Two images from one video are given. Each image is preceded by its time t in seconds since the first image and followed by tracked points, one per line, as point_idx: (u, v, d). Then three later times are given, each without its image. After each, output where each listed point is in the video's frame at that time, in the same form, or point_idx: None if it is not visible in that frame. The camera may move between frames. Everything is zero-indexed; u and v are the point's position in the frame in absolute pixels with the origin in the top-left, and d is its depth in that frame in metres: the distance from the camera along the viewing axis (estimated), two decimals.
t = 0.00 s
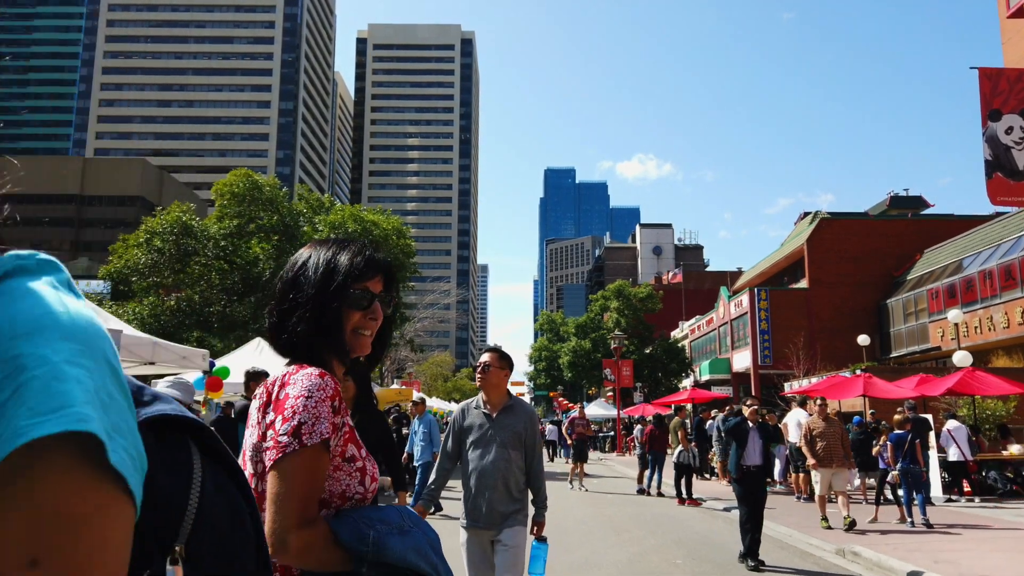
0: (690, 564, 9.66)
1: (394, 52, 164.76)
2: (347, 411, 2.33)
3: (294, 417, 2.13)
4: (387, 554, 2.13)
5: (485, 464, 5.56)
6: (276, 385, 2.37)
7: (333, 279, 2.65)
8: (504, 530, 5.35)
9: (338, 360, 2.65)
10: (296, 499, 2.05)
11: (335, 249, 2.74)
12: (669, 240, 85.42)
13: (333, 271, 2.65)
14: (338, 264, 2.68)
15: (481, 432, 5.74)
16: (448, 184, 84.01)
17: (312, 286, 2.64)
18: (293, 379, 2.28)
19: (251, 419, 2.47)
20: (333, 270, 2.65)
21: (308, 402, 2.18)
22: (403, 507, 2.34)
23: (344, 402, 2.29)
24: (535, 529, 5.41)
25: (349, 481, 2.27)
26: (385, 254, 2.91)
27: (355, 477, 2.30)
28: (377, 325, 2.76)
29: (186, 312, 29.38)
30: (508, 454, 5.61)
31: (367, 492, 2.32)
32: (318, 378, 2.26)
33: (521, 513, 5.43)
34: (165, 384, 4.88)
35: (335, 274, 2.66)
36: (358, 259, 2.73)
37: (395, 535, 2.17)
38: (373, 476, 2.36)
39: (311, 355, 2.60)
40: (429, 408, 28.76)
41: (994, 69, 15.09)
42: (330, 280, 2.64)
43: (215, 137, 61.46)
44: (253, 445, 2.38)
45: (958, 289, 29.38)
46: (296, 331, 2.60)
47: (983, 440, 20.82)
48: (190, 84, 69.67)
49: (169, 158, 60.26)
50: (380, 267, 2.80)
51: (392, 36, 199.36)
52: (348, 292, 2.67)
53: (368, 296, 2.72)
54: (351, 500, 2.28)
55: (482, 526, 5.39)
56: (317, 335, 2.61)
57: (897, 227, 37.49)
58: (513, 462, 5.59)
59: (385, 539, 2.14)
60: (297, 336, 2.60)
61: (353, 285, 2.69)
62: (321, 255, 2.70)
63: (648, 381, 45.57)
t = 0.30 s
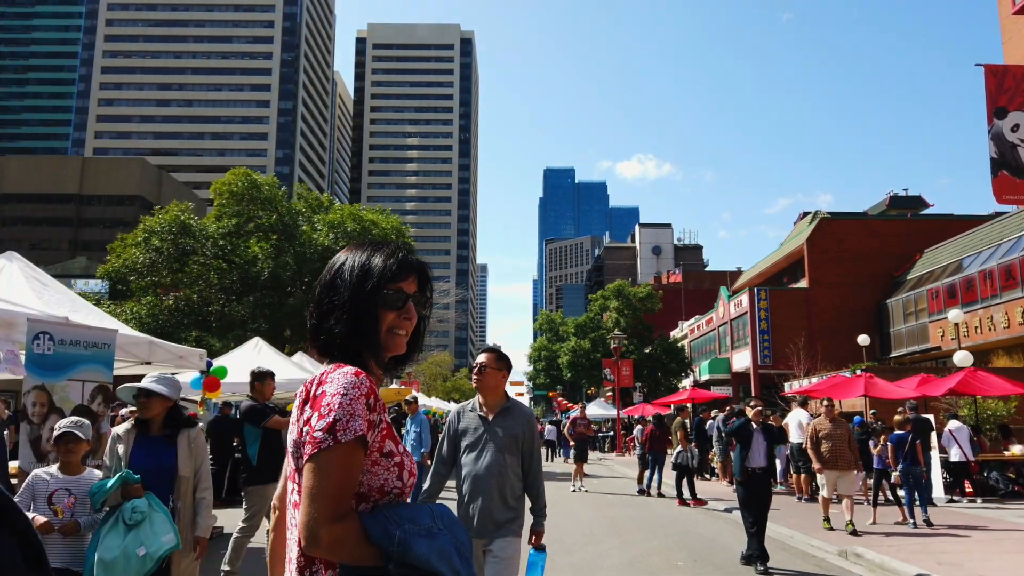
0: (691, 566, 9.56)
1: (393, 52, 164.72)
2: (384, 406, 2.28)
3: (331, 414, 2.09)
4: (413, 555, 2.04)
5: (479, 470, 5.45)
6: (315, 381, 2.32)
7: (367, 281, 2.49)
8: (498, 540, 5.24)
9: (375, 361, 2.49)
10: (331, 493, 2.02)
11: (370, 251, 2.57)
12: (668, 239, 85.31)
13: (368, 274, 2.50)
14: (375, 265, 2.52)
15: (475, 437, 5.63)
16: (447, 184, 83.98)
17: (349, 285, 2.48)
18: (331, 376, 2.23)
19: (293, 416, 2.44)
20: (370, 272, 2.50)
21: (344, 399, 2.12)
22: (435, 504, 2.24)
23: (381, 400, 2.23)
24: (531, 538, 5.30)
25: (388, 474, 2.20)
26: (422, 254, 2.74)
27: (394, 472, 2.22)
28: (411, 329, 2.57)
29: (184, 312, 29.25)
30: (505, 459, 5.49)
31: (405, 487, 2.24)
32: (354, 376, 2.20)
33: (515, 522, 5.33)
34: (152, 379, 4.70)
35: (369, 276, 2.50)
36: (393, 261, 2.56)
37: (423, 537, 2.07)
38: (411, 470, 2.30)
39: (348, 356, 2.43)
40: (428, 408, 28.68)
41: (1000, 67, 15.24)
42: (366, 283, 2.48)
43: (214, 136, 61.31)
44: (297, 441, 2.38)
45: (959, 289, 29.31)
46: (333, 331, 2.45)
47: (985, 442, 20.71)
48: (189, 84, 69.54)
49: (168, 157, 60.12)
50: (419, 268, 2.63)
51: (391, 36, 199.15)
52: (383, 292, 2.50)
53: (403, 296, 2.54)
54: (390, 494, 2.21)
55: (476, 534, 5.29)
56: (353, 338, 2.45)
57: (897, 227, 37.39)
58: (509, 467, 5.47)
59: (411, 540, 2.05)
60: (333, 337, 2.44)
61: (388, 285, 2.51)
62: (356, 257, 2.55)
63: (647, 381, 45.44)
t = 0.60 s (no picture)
0: (693, 567, 9.44)
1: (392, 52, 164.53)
2: (408, 401, 2.25)
3: (356, 408, 2.06)
4: (438, 547, 2.03)
5: (472, 470, 5.35)
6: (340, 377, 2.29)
7: (393, 278, 2.45)
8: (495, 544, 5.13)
9: (402, 354, 2.44)
10: (356, 489, 1.99)
11: (393, 248, 2.53)
12: (668, 239, 85.32)
13: (395, 270, 2.46)
14: (400, 262, 2.49)
15: (467, 437, 5.54)
16: (447, 183, 83.75)
17: (375, 284, 2.44)
18: (355, 370, 2.20)
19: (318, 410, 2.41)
20: (395, 269, 2.46)
21: (370, 393, 2.09)
22: (458, 500, 2.23)
23: (405, 394, 2.20)
24: (528, 544, 5.19)
25: (412, 470, 2.16)
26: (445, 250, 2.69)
27: (417, 468, 2.18)
28: (437, 324, 2.52)
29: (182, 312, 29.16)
30: (500, 458, 5.39)
31: (429, 483, 2.20)
32: (379, 371, 2.17)
33: (513, 525, 5.22)
34: (139, 374, 4.60)
35: (395, 272, 2.46)
36: (416, 256, 2.51)
37: (447, 530, 2.07)
38: (436, 465, 2.25)
39: (374, 353, 2.40)
40: (426, 408, 28.55)
41: (1004, 64, 15.66)
42: (392, 280, 2.44)
43: (213, 135, 61.25)
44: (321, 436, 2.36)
45: (959, 289, 29.22)
46: (359, 327, 2.41)
47: (985, 442, 20.62)
48: (188, 83, 69.49)
49: (166, 156, 60.03)
50: (443, 264, 2.57)
51: (391, 35, 199.10)
52: (408, 289, 2.46)
53: (427, 292, 2.49)
54: (413, 490, 2.17)
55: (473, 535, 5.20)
56: (379, 333, 2.41)
57: (897, 227, 37.32)
58: (503, 467, 5.35)
59: (436, 534, 2.05)
60: (360, 333, 2.40)
61: (413, 282, 2.47)
62: (381, 255, 2.50)
63: (647, 380, 45.27)
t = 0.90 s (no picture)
0: (694, 567, 9.29)
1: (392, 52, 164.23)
2: (433, 396, 2.16)
3: (381, 402, 2.00)
4: (465, 545, 1.95)
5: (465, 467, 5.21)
6: (361, 371, 2.21)
7: (418, 273, 2.35)
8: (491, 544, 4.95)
9: (424, 347, 2.34)
10: (380, 481, 1.93)
11: (416, 241, 2.42)
12: (667, 239, 85.25)
13: (419, 265, 2.36)
14: (424, 256, 2.38)
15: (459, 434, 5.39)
16: (446, 183, 83.60)
17: (398, 278, 2.34)
18: (380, 364, 2.12)
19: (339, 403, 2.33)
20: (420, 264, 2.36)
21: (395, 387, 2.03)
22: (482, 495, 2.14)
23: (430, 389, 2.12)
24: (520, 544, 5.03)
25: (437, 465, 2.09)
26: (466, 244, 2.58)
27: (441, 462, 2.11)
28: (461, 317, 2.43)
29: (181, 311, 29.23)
30: (492, 456, 5.24)
31: (453, 478, 2.13)
32: (405, 365, 2.09)
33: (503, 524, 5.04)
34: (123, 371, 4.48)
35: (420, 266, 2.35)
36: (438, 251, 2.41)
37: (476, 526, 1.99)
38: (459, 460, 2.17)
39: (398, 346, 2.29)
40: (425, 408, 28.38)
41: (1009, 59, 16.72)
42: (416, 278, 2.33)
43: (211, 135, 61.14)
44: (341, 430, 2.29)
45: (959, 288, 29.10)
46: (382, 321, 2.31)
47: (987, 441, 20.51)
48: (187, 82, 69.39)
49: (165, 156, 59.89)
50: (466, 258, 2.47)
51: (390, 35, 198.81)
52: (433, 283, 2.35)
53: (451, 287, 2.39)
54: (438, 486, 2.09)
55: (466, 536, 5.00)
56: (403, 326, 2.30)
57: (898, 225, 37.13)
58: (496, 465, 5.21)
59: (463, 529, 1.97)
60: (383, 327, 2.30)
61: (437, 277, 2.37)
62: (404, 251, 2.40)
63: (646, 380, 45.10)
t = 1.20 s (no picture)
0: (694, 568, 9.14)
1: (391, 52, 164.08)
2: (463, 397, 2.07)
3: (413, 402, 1.91)
4: (502, 550, 1.92)
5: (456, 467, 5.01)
6: (384, 372, 2.12)
7: (443, 269, 2.25)
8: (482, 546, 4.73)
9: (449, 349, 2.25)
10: (413, 486, 1.86)
11: (440, 238, 2.32)
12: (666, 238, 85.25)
13: (443, 262, 2.26)
14: (449, 252, 2.28)
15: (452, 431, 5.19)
16: (444, 183, 83.55)
17: (423, 276, 2.24)
18: (409, 364, 2.03)
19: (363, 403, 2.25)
20: (445, 260, 2.26)
21: (426, 388, 1.94)
22: (511, 499, 2.08)
23: (461, 389, 2.02)
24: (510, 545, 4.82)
25: (467, 469, 2.00)
26: (486, 240, 2.48)
27: (471, 466, 2.02)
28: (486, 315, 2.35)
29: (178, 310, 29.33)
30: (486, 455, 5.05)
31: (484, 483, 2.03)
32: (434, 365, 2.01)
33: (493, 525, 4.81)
34: (111, 370, 4.18)
35: (444, 264, 2.26)
36: (463, 248, 2.32)
37: (511, 531, 1.94)
38: (488, 463, 2.07)
39: (425, 345, 2.19)
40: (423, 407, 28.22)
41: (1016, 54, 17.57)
42: (442, 274, 2.24)
43: (210, 134, 61.03)
44: (364, 429, 2.20)
45: (958, 287, 29.02)
46: (406, 321, 2.21)
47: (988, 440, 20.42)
48: (186, 82, 69.28)
49: (163, 155, 59.78)
50: (489, 255, 2.39)
51: (390, 35, 198.71)
52: (457, 281, 2.27)
53: (477, 286, 2.30)
54: (467, 490, 2.01)
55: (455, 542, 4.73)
56: (427, 325, 2.21)
57: (898, 224, 37.00)
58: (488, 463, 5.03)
59: (500, 534, 1.92)
60: (408, 326, 2.20)
61: (462, 274, 2.28)
62: (428, 246, 2.30)
63: (646, 380, 44.92)
